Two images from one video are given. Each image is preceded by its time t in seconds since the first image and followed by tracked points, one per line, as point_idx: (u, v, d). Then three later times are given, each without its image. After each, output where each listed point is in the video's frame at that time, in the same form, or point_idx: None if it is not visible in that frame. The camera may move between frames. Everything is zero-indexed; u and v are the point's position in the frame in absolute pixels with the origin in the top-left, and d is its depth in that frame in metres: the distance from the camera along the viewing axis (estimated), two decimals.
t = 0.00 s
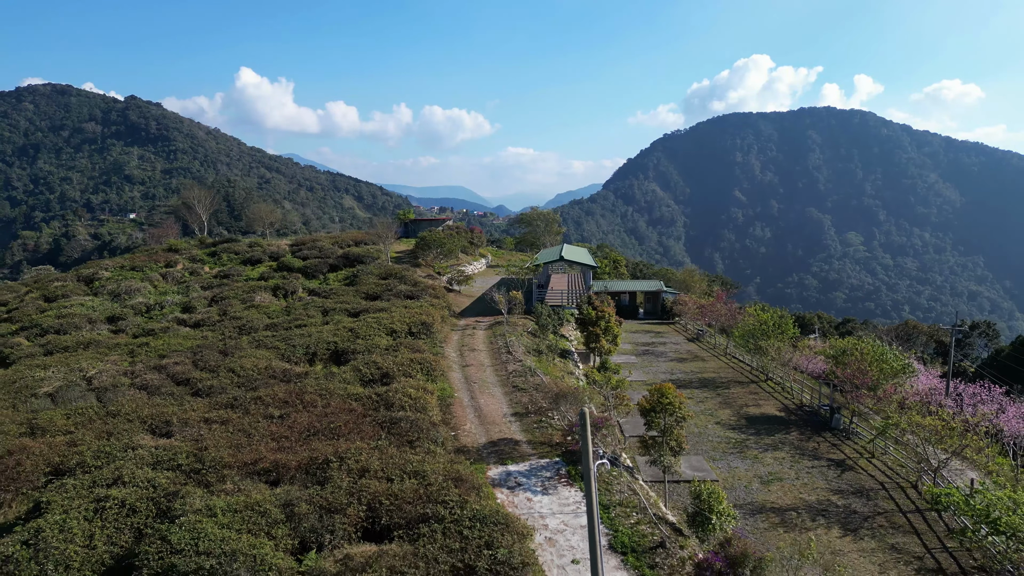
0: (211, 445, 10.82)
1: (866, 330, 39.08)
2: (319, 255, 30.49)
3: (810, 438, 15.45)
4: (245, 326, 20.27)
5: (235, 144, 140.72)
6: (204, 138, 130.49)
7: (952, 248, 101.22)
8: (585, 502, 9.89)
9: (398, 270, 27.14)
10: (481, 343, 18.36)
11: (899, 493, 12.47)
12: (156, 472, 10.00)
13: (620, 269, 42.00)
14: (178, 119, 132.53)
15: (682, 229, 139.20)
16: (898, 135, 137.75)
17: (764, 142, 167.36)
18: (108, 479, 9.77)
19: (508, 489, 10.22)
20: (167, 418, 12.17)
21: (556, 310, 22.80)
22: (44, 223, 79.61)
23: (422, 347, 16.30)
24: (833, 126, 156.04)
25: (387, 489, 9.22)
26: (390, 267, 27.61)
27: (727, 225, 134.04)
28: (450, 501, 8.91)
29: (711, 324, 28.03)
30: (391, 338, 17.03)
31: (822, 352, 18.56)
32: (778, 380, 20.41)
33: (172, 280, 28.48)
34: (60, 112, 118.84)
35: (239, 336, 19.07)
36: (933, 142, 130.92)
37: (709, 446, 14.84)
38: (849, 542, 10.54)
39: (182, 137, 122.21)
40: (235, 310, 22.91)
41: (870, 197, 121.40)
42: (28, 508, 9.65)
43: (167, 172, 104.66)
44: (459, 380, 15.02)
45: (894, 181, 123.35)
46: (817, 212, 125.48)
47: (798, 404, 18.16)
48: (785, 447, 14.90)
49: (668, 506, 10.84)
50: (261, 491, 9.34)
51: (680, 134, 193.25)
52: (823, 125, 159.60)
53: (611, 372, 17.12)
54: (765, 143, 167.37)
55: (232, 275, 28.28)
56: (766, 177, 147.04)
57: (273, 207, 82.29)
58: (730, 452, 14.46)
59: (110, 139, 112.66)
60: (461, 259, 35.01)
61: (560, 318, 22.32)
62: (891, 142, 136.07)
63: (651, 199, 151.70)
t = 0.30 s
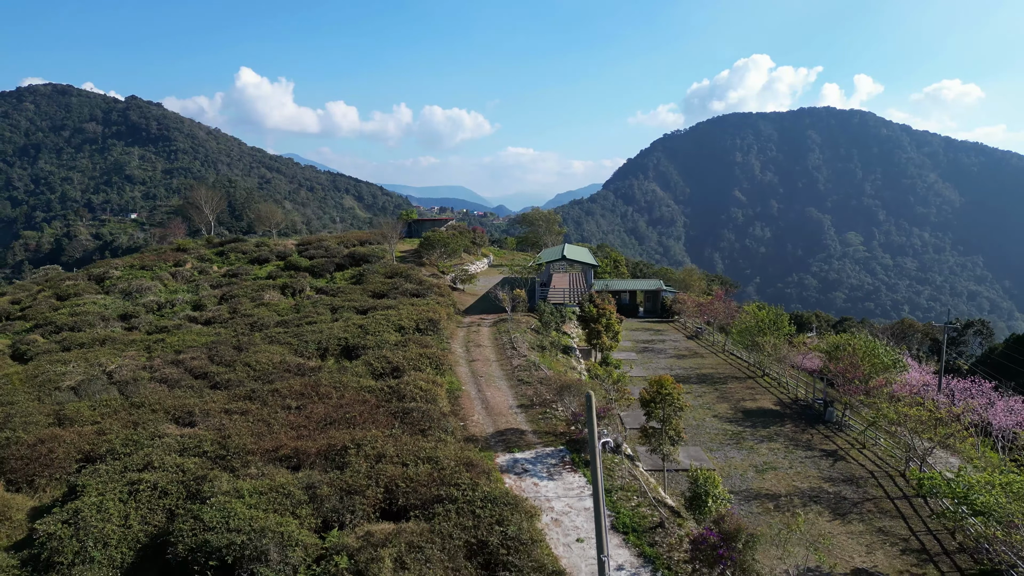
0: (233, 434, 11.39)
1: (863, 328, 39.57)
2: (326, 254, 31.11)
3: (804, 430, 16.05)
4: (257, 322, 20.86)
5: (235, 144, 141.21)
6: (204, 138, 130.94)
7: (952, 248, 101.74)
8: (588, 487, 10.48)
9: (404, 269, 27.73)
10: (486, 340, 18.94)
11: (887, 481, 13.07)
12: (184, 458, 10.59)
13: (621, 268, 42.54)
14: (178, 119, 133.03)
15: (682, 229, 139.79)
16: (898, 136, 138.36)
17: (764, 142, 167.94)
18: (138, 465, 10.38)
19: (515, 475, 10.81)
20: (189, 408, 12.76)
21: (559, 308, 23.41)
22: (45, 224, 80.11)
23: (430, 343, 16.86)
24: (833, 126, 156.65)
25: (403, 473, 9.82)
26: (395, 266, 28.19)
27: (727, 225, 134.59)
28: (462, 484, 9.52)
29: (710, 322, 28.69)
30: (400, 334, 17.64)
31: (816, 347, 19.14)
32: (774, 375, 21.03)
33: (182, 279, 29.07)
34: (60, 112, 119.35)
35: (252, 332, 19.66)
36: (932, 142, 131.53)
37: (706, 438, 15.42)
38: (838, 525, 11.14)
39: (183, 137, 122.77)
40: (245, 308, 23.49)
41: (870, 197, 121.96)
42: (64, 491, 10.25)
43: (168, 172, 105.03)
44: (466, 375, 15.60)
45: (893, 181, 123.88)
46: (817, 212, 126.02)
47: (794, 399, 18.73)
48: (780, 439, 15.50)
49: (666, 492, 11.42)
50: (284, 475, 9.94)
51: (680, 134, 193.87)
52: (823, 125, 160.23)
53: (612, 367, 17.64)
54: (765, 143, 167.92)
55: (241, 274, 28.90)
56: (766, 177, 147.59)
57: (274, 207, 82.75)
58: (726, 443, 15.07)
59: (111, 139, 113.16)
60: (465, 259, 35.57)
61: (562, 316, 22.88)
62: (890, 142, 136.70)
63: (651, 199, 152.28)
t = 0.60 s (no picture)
0: (254, 424, 12.00)
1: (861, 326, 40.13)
2: (332, 254, 31.67)
3: (798, 423, 16.67)
4: (268, 320, 21.43)
5: (235, 145, 141.67)
6: (205, 138, 131.41)
7: (952, 248, 102.26)
8: (592, 474, 11.06)
9: (409, 268, 28.30)
10: (490, 337, 19.52)
11: (877, 470, 13.67)
12: (208, 446, 11.19)
13: (621, 267, 43.11)
14: (179, 119, 133.53)
15: (681, 229, 140.40)
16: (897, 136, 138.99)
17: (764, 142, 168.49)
18: (166, 452, 10.96)
19: (522, 462, 11.40)
20: (210, 401, 13.37)
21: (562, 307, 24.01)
22: (47, 224, 80.66)
23: (437, 339, 17.45)
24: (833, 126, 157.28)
25: (417, 459, 10.43)
26: (401, 265, 28.76)
27: (727, 225, 135.16)
28: (473, 468, 10.12)
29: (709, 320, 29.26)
30: (408, 330, 18.23)
31: (811, 344, 19.69)
32: (771, 370, 21.59)
33: (191, 278, 29.65)
34: (61, 112, 119.82)
35: (263, 329, 20.24)
36: (932, 142, 132.15)
37: (703, 430, 16.02)
38: (829, 510, 11.75)
39: (184, 137, 123.28)
40: (255, 306, 24.04)
41: (870, 197, 122.54)
42: (96, 476, 10.84)
43: (168, 172, 105.44)
44: (472, 369, 16.19)
45: (893, 181, 124.46)
46: (817, 212, 126.60)
47: (789, 394, 19.33)
48: (776, 431, 16.10)
49: (666, 479, 11.99)
50: (304, 461, 10.54)
51: (680, 134, 194.50)
52: (823, 125, 160.84)
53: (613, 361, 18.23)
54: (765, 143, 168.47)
55: (249, 273, 29.48)
56: (766, 177, 148.17)
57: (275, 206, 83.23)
58: (724, 435, 15.67)
59: (111, 139, 113.67)
60: (468, 258, 36.15)
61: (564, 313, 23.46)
62: (890, 142, 137.33)
63: (651, 199, 152.87)
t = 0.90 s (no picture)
0: (273, 413, 12.61)
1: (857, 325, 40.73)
2: (338, 253, 32.27)
3: (793, 416, 17.27)
4: (278, 317, 22.04)
5: (236, 145, 142.15)
6: (205, 138, 131.94)
7: (952, 247, 102.85)
8: (594, 460, 11.67)
9: (414, 266, 28.93)
10: (494, 333, 20.12)
11: (866, 459, 14.27)
12: (230, 433, 11.80)
13: (621, 266, 43.75)
14: (179, 119, 134.02)
15: (681, 229, 141.01)
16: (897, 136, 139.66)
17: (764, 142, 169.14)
18: (191, 439, 11.57)
19: (528, 450, 12.01)
20: (229, 392, 13.96)
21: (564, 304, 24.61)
22: (48, 224, 81.21)
23: (444, 335, 18.07)
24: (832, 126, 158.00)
25: (429, 445, 11.03)
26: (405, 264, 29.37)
27: (727, 224, 135.71)
28: (483, 453, 10.74)
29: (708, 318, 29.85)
30: (415, 326, 18.86)
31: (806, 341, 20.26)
32: (768, 366, 22.18)
33: (200, 277, 30.25)
34: (62, 112, 120.27)
35: (273, 326, 20.83)
36: (931, 142, 132.86)
37: (700, 422, 16.65)
38: (820, 495, 12.38)
39: (184, 137, 123.80)
40: (264, 304, 24.65)
41: (869, 197, 123.18)
42: (124, 462, 11.43)
43: (168, 172, 105.91)
44: (478, 364, 16.81)
45: (892, 181, 125.08)
46: (817, 212, 127.22)
47: (785, 389, 19.91)
48: (770, 423, 16.71)
49: (665, 466, 12.60)
50: (323, 448, 11.15)
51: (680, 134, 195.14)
52: (822, 125, 161.54)
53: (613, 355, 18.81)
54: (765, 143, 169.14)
55: (257, 272, 30.09)
56: (765, 177, 148.78)
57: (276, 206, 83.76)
58: (720, 427, 16.28)
59: (112, 139, 114.14)
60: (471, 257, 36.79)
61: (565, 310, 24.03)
62: (889, 142, 138.02)
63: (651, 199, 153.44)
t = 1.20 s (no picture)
0: (290, 405, 13.20)
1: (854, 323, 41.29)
2: (344, 252, 32.85)
3: (788, 409, 17.84)
4: (288, 314, 22.65)
5: (236, 145, 142.62)
6: (206, 138, 132.49)
7: (951, 247, 103.49)
8: (597, 448, 12.28)
9: (419, 265, 29.55)
10: (498, 329, 20.72)
11: (857, 448, 14.87)
12: (251, 423, 12.40)
13: (621, 266, 44.38)
14: (180, 119, 134.51)
15: (681, 228, 141.63)
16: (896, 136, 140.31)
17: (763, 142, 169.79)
18: (213, 428, 12.17)
19: (533, 438, 12.61)
20: (246, 385, 14.57)
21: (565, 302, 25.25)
22: (50, 223, 81.76)
23: (451, 331, 18.68)
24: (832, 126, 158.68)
25: (441, 433, 11.63)
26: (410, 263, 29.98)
27: (726, 224, 136.30)
28: (491, 441, 11.36)
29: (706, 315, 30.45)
30: (422, 323, 19.47)
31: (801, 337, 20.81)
32: (764, 361, 22.79)
33: (208, 275, 30.85)
34: (63, 112, 120.77)
35: (283, 322, 21.43)
36: (930, 142, 133.56)
37: (698, 414, 17.28)
38: (811, 482, 12.98)
39: (185, 137, 124.34)
40: (273, 302, 25.24)
41: (869, 197, 123.83)
42: (150, 450, 12.02)
43: (169, 172, 106.39)
44: (484, 358, 17.41)
45: (892, 181, 125.74)
46: (816, 212, 127.85)
47: (780, 383, 20.53)
48: (766, 415, 17.31)
49: (664, 455, 13.20)
50: (340, 435, 11.76)
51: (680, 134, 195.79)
52: (822, 125, 162.22)
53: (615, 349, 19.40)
54: (764, 143, 169.78)
55: (264, 271, 30.69)
56: (765, 177, 149.37)
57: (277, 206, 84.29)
58: (718, 419, 16.87)
59: (113, 139, 114.63)
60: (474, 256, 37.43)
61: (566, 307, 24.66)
62: (888, 142, 138.72)
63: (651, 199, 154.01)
